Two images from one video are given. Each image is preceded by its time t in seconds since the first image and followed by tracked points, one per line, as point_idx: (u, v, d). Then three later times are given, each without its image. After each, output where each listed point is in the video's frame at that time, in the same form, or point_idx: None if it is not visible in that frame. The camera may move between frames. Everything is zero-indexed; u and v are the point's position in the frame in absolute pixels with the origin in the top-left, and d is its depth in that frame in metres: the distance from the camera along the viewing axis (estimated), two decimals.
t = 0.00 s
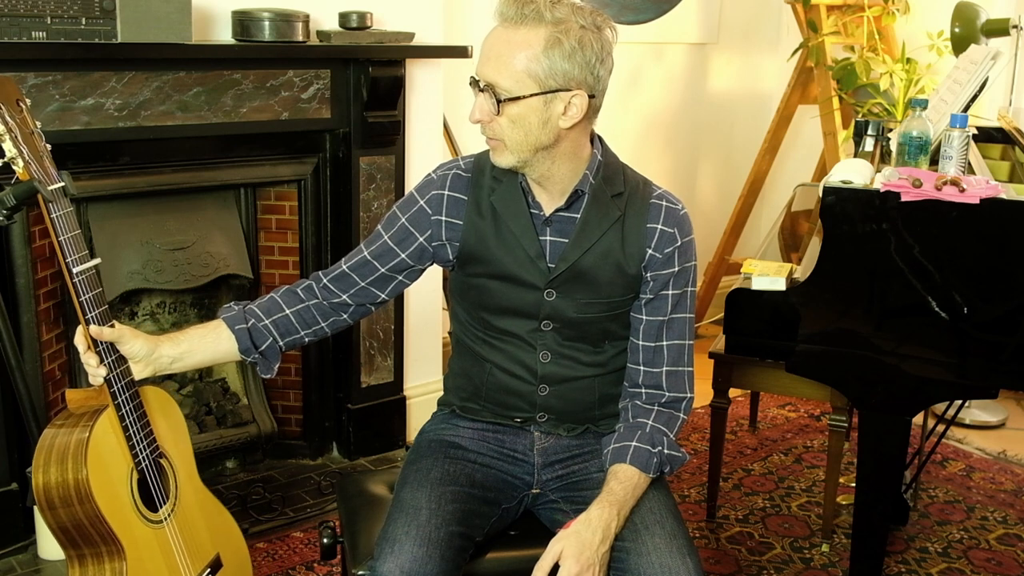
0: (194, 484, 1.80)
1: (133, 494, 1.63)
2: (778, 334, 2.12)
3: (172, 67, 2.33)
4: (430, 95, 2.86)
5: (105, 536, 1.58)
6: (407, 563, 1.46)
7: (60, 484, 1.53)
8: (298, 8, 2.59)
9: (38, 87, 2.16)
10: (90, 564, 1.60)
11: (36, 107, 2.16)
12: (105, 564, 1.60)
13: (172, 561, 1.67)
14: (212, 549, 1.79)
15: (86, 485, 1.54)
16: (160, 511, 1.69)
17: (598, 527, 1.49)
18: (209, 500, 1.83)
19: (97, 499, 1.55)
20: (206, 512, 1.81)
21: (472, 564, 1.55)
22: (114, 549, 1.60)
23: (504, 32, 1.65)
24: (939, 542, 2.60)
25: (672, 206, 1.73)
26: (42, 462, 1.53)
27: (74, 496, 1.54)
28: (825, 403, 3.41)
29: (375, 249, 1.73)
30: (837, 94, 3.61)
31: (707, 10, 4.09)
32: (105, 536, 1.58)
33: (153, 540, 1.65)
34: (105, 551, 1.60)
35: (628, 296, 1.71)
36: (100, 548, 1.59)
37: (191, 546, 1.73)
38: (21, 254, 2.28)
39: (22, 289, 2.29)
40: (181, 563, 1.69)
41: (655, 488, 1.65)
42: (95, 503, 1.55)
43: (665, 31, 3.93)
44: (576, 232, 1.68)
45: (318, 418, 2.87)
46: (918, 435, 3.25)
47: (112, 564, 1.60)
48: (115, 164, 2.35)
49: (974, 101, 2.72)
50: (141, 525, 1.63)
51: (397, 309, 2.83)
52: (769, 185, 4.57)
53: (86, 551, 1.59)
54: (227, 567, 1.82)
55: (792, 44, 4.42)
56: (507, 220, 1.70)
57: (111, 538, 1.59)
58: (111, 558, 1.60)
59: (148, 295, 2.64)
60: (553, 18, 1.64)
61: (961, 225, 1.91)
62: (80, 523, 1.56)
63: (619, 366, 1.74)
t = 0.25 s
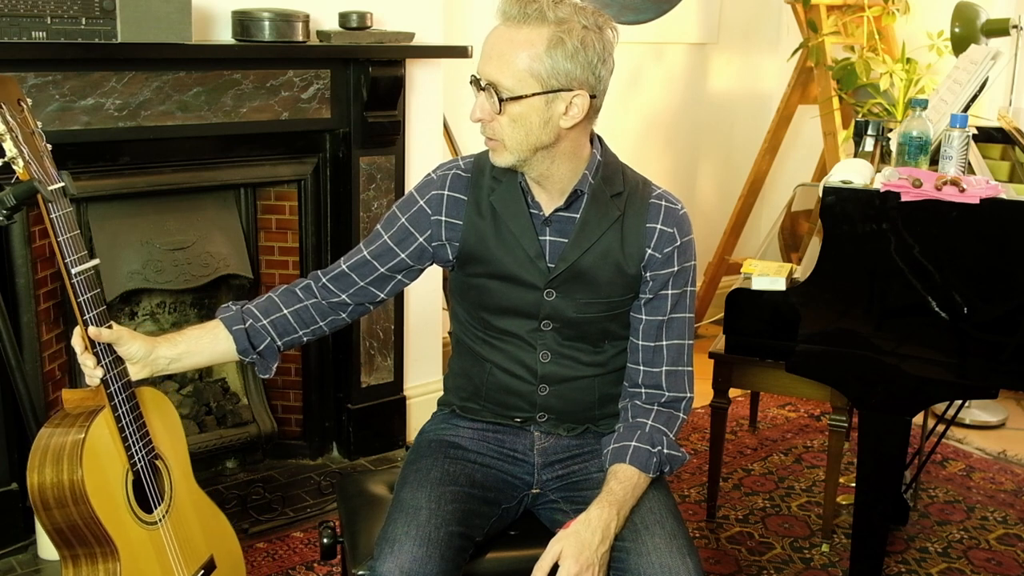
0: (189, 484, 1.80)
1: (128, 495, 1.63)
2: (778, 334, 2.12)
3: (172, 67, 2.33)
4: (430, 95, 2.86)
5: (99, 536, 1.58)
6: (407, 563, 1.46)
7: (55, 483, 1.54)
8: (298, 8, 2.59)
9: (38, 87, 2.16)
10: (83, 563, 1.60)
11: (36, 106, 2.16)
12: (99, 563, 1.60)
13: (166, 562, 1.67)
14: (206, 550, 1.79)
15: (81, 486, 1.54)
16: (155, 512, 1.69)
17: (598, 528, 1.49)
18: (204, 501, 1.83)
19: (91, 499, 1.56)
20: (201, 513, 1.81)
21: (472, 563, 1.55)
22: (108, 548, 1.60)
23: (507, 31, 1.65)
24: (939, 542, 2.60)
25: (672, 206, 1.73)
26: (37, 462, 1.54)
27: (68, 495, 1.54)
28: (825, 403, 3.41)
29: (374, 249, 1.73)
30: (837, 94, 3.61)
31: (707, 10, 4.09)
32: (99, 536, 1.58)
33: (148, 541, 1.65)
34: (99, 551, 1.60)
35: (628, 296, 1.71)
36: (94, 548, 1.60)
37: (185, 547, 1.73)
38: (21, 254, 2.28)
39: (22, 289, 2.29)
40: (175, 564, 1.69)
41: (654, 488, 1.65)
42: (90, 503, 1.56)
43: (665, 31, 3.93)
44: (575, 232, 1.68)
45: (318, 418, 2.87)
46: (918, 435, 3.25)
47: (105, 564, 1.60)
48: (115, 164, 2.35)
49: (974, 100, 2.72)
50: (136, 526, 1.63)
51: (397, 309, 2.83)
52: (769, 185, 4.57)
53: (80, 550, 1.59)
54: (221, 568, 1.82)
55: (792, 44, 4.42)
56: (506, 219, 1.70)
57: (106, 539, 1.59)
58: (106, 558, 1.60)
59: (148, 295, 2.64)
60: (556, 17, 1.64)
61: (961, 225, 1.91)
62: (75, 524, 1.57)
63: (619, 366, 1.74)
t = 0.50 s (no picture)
0: (187, 485, 1.80)
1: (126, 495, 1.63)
2: (778, 334, 2.12)
3: (172, 67, 2.33)
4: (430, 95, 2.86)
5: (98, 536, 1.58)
6: (406, 564, 1.46)
7: (54, 483, 1.54)
8: (298, 8, 2.59)
9: (38, 87, 2.16)
10: (81, 564, 1.60)
11: (36, 106, 2.16)
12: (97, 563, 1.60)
13: (163, 562, 1.67)
14: (203, 550, 1.79)
15: (79, 486, 1.54)
16: (153, 512, 1.69)
17: (598, 529, 1.49)
18: (201, 502, 1.83)
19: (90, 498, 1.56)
20: (198, 514, 1.81)
21: (471, 564, 1.55)
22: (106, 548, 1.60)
23: (507, 32, 1.65)
24: (939, 542, 2.60)
25: (672, 206, 1.73)
26: (35, 462, 1.54)
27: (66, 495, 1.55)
28: (825, 403, 3.41)
29: (374, 248, 1.73)
30: (837, 94, 3.61)
31: (707, 10, 4.09)
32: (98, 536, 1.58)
33: (146, 541, 1.65)
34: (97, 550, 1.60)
35: (628, 296, 1.71)
36: (92, 548, 1.60)
37: (183, 547, 1.73)
38: (21, 254, 2.28)
39: (22, 289, 2.29)
40: (173, 565, 1.69)
41: (655, 487, 1.65)
42: (88, 503, 1.56)
43: (665, 31, 3.93)
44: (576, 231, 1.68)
45: (318, 418, 2.87)
46: (919, 435, 3.25)
47: (103, 565, 1.60)
48: (115, 164, 2.35)
49: (974, 100, 2.72)
50: (133, 526, 1.63)
51: (397, 309, 2.83)
52: (769, 185, 4.57)
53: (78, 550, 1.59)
54: (218, 568, 1.82)
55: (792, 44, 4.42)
56: (506, 219, 1.71)
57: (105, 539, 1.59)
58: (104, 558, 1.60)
59: (148, 295, 2.64)
60: (556, 18, 1.64)
61: (961, 225, 1.91)
62: (73, 524, 1.57)
63: (619, 366, 1.74)
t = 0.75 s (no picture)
0: (186, 484, 1.80)
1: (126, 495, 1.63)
2: (778, 334, 2.12)
3: (172, 67, 2.33)
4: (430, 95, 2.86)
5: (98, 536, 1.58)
6: (407, 563, 1.46)
7: (53, 482, 1.54)
8: (298, 8, 2.59)
9: (38, 87, 2.16)
10: (81, 564, 1.60)
11: (36, 106, 2.16)
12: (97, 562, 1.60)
13: (163, 562, 1.67)
14: (203, 550, 1.79)
15: (79, 486, 1.54)
16: (153, 512, 1.69)
17: (599, 528, 1.49)
18: (201, 502, 1.83)
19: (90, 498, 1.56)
20: (198, 514, 1.81)
21: (471, 563, 1.55)
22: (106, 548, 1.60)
23: (507, 35, 1.65)
24: (939, 542, 2.60)
25: (674, 206, 1.73)
26: (35, 462, 1.54)
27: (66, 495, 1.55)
28: (825, 403, 3.41)
29: (376, 246, 1.73)
30: (837, 94, 3.61)
31: (708, 10, 4.09)
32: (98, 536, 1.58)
33: (146, 541, 1.65)
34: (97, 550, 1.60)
35: (630, 296, 1.71)
36: (92, 548, 1.60)
37: (183, 547, 1.73)
38: (21, 254, 2.28)
39: (22, 289, 2.29)
40: (172, 564, 1.69)
41: (655, 487, 1.65)
42: (88, 503, 1.55)
43: (665, 31, 3.93)
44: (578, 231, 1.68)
45: (318, 418, 2.87)
46: (918, 435, 3.25)
47: (103, 564, 1.60)
48: (115, 164, 2.35)
49: (974, 100, 2.72)
50: (133, 525, 1.63)
51: (397, 309, 2.83)
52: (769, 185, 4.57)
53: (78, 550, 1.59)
54: (218, 568, 1.82)
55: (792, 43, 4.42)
56: (508, 218, 1.71)
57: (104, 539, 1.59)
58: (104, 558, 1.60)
59: (148, 295, 2.64)
60: (555, 19, 1.65)
61: (961, 225, 1.91)
62: (73, 524, 1.57)
63: (620, 366, 1.74)
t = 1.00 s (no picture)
0: (187, 484, 1.80)
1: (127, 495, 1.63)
2: (778, 334, 2.12)
3: (172, 67, 2.33)
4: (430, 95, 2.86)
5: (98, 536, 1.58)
6: (406, 564, 1.46)
7: (54, 482, 1.54)
8: (298, 8, 2.59)
9: (38, 87, 2.16)
10: (81, 563, 1.60)
11: (36, 106, 2.16)
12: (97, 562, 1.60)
13: (163, 562, 1.67)
14: (203, 550, 1.79)
15: (78, 486, 1.54)
16: (153, 512, 1.69)
17: (599, 528, 1.49)
18: (202, 502, 1.83)
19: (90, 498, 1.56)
20: (199, 514, 1.81)
21: (470, 563, 1.55)
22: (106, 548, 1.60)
23: (503, 41, 1.65)
24: (939, 542, 2.60)
25: (677, 207, 1.73)
26: (35, 462, 1.54)
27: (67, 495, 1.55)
28: (825, 403, 3.41)
29: (379, 244, 1.73)
30: (837, 94, 3.61)
31: (708, 9, 4.09)
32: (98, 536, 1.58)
33: (146, 541, 1.65)
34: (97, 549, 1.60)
35: (631, 297, 1.71)
36: (92, 548, 1.60)
37: (183, 547, 1.73)
38: (20, 254, 2.28)
39: (22, 289, 2.29)
40: (172, 564, 1.69)
41: (656, 488, 1.65)
42: (87, 503, 1.55)
43: (665, 31, 3.93)
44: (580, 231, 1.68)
45: (318, 418, 2.87)
46: (919, 435, 3.25)
47: (102, 564, 1.60)
48: (115, 164, 2.35)
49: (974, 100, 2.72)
50: (133, 525, 1.63)
51: (397, 309, 2.83)
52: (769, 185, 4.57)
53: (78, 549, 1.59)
54: (218, 567, 1.82)
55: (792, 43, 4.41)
56: (511, 217, 1.71)
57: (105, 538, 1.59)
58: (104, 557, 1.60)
59: (148, 295, 2.64)
60: (549, 21, 1.65)
61: (961, 225, 1.91)
62: (73, 524, 1.57)
63: (621, 367, 1.74)
